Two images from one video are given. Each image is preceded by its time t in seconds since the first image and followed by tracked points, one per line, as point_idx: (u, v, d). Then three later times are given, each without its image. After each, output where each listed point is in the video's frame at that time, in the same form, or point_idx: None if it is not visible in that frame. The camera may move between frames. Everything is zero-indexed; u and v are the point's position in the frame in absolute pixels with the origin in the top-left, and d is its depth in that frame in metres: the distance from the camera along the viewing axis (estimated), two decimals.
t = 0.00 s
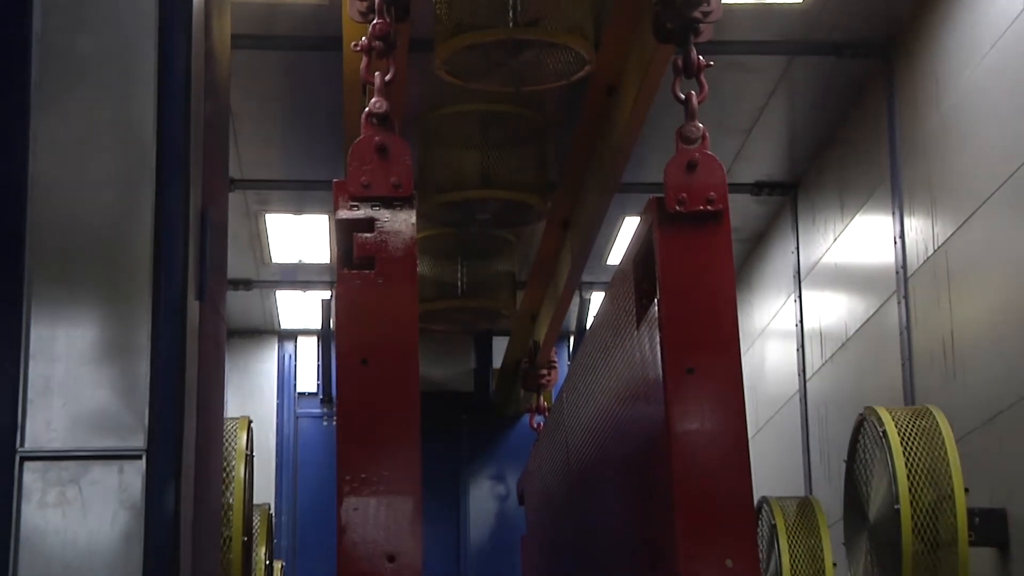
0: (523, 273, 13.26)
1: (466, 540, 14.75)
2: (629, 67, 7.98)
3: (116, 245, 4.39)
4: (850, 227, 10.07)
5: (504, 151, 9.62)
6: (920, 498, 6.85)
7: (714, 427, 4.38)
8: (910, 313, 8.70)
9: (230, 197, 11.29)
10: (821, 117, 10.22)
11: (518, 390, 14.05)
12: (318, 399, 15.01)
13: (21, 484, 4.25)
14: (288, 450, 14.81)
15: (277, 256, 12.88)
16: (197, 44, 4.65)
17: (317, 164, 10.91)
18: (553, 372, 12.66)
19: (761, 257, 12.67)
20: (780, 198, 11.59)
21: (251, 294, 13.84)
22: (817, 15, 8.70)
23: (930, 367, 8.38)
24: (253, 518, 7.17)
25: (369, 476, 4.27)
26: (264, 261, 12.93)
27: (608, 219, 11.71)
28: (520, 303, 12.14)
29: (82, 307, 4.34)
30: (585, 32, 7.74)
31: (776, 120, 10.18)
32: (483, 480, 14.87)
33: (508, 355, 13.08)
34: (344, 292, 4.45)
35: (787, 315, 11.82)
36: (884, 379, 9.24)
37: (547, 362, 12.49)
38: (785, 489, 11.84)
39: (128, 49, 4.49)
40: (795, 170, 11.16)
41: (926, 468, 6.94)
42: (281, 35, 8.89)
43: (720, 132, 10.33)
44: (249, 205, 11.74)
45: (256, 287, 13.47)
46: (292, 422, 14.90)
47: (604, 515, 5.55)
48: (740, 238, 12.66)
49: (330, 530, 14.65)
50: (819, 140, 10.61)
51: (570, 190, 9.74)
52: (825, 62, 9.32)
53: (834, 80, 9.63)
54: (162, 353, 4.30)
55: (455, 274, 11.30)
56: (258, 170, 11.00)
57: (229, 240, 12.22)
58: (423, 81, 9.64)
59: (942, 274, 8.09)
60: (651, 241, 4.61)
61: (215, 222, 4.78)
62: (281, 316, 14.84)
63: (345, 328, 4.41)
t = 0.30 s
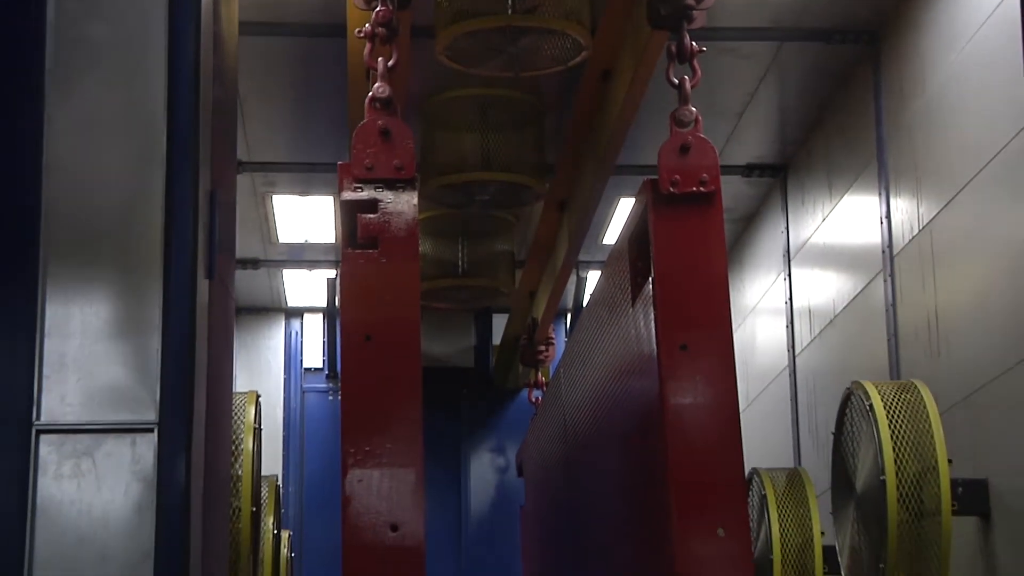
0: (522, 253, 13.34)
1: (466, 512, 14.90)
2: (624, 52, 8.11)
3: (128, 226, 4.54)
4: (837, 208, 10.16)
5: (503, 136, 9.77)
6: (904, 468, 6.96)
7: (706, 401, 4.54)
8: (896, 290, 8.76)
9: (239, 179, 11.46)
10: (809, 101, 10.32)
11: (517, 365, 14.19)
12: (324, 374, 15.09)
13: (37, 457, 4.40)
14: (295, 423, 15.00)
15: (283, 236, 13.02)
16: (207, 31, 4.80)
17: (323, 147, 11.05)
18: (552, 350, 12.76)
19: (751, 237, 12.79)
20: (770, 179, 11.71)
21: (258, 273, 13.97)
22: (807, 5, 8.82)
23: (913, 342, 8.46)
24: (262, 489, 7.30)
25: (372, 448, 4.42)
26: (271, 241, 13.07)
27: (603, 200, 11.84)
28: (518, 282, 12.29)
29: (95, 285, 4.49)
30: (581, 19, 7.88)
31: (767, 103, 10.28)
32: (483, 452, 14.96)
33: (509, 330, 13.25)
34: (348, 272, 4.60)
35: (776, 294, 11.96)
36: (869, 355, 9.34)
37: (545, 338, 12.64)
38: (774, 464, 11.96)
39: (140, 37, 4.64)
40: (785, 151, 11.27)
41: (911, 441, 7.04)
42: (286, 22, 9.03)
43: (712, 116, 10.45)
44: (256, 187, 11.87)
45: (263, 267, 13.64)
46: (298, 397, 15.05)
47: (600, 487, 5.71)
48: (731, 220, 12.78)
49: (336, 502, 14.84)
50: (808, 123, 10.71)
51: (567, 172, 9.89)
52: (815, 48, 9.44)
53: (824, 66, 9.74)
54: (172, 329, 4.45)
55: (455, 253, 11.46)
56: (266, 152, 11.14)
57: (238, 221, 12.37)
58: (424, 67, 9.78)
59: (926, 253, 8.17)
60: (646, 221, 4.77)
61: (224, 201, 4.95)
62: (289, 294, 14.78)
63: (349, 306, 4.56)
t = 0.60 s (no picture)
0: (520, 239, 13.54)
1: (467, 490, 15.03)
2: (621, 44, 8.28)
3: (142, 212, 4.73)
4: (824, 194, 10.32)
5: (503, 125, 9.98)
6: (888, 445, 7.13)
7: (698, 380, 4.72)
8: (880, 273, 8.93)
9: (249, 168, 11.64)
10: (797, 92, 10.47)
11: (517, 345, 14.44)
12: (331, 354, 15.32)
13: (55, 434, 4.57)
14: (302, 404, 15.16)
15: (291, 223, 13.21)
16: (218, 27, 4.99)
17: (329, 137, 11.23)
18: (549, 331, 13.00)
19: (742, 223, 12.97)
20: (760, 167, 11.88)
21: (267, 259, 14.17)
22: None
23: (896, 323, 8.60)
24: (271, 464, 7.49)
25: (378, 427, 4.60)
26: (279, 228, 13.26)
27: (598, 187, 12.02)
28: (517, 267, 12.48)
29: (111, 269, 4.67)
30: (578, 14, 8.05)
31: (757, 93, 10.43)
32: (483, 430, 15.18)
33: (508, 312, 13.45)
34: (355, 257, 4.80)
35: (765, 279, 12.14)
36: (853, 337, 9.51)
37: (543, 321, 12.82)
38: (763, 444, 12.13)
39: (154, 33, 4.83)
40: (774, 140, 11.43)
41: (895, 419, 7.21)
42: (292, 16, 9.21)
43: (703, 105, 10.62)
44: (265, 174, 12.04)
45: (272, 252, 13.83)
46: (306, 376, 15.25)
47: (596, 464, 5.90)
48: (722, 206, 12.96)
49: (343, 478, 15.00)
50: (796, 113, 10.86)
51: (564, 159, 10.07)
52: (802, 41, 9.59)
53: (812, 59, 9.90)
54: (184, 312, 4.64)
55: (456, 238, 11.65)
56: (274, 142, 11.31)
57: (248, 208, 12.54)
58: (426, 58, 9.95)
59: (908, 238, 8.33)
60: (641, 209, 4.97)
61: (234, 190, 5.14)
62: (297, 278, 14.99)
63: (355, 290, 4.75)
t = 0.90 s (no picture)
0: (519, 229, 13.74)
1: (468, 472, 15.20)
2: (616, 39, 8.44)
3: (154, 202, 4.89)
4: (813, 185, 10.48)
5: (503, 118, 10.15)
6: (874, 427, 7.29)
7: (691, 365, 4.90)
8: (866, 262, 9.10)
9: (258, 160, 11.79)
10: (787, 88, 10.61)
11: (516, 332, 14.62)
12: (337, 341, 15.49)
13: (71, 418, 4.72)
14: (310, 387, 15.37)
15: (299, 214, 13.36)
16: (227, 26, 5.16)
17: (335, 131, 11.38)
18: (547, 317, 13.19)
19: (733, 213, 13.13)
20: (751, 159, 12.04)
21: (275, 248, 14.32)
22: None
23: (881, 310, 8.75)
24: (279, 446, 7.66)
25: (383, 410, 4.77)
26: (287, 218, 13.41)
27: (595, 178, 12.17)
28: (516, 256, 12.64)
29: (124, 257, 4.83)
30: (575, 11, 8.19)
31: (748, 88, 10.57)
32: (484, 413, 15.29)
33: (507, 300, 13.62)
34: (361, 246, 4.95)
35: (756, 268, 12.30)
36: (841, 325, 9.68)
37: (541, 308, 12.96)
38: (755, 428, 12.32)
39: (165, 32, 5.00)
40: (765, 133, 11.57)
41: (881, 403, 7.35)
42: (298, 14, 9.36)
43: (695, 101, 10.77)
44: (272, 167, 12.20)
45: (280, 242, 13.95)
46: (313, 361, 15.44)
47: (592, 446, 6.08)
48: (714, 197, 13.12)
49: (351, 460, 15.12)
50: (786, 107, 11.00)
51: (563, 152, 10.22)
52: (792, 37, 9.72)
53: (801, 54, 10.04)
54: (195, 299, 4.80)
55: (458, 227, 11.81)
56: (283, 135, 11.46)
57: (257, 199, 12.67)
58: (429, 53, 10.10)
59: (894, 229, 8.49)
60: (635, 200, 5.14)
61: (243, 181, 5.32)
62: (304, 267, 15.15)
63: (360, 278, 4.92)
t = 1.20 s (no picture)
0: (518, 217, 13.95)
1: (469, 455, 15.41)
2: (613, 33, 8.59)
3: (167, 193, 5.07)
4: (800, 176, 10.66)
5: (503, 111, 10.33)
6: (859, 409, 7.47)
7: (685, 350, 5.09)
8: (852, 251, 9.30)
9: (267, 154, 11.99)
10: (777, 82, 10.79)
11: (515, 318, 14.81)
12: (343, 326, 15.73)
13: (88, 400, 4.89)
14: (317, 372, 15.54)
15: (306, 204, 13.56)
16: (236, 26, 5.37)
17: (341, 124, 11.56)
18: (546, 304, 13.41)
19: (725, 203, 13.31)
20: (741, 151, 12.22)
21: (283, 238, 14.54)
22: None
23: (867, 297, 8.94)
24: (288, 428, 7.86)
25: (387, 393, 4.96)
26: (294, 208, 13.62)
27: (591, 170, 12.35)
28: (515, 244, 12.82)
29: (138, 247, 5.00)
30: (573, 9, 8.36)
31: (739, 82, 10.73)
32: (484, 396, 15.51)
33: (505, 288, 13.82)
34: (366, 235, 5.16)
35: (746, 257, 12.49)
36: (827, 311, 9.87)
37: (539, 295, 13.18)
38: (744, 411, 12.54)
39: (177, 31, 5.18)
40: (755, 125, 11.74)
41: (865, 386, 7.54)
42: (304, 11, 9.54)
43: (687, 95, 10.95)
44: (281, 159, 12.40)
45: (288, 232, 14.19)
46: (320, 347, 15.61)
47: (588, 427, 6.29)
48: (706, 187, 13.31)
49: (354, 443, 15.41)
50: (775, 101, 11.17)
51: (561, 144, 10.40)
52: (781, 34, 9.89)
53: (789, 50, 10.20)
54: (207, 286, 4.98)
55: (459, 216, 12.00)
56: (292, 129, 11.65)
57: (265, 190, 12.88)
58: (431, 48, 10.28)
59: (879, 218, 8.66)
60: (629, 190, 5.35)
61: (252, 174, 5.52)
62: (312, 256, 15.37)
63: (365, 266, 5.11)
